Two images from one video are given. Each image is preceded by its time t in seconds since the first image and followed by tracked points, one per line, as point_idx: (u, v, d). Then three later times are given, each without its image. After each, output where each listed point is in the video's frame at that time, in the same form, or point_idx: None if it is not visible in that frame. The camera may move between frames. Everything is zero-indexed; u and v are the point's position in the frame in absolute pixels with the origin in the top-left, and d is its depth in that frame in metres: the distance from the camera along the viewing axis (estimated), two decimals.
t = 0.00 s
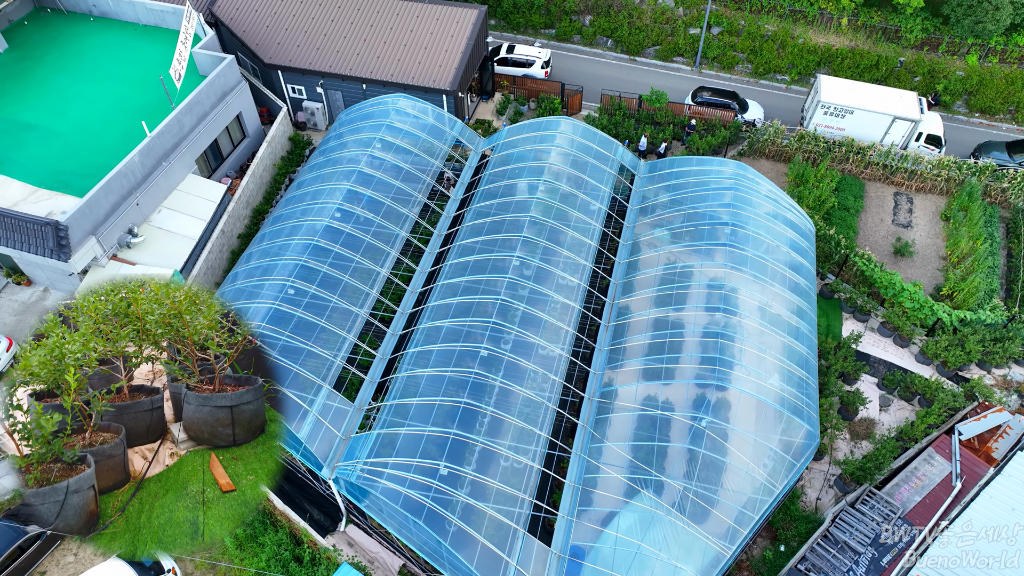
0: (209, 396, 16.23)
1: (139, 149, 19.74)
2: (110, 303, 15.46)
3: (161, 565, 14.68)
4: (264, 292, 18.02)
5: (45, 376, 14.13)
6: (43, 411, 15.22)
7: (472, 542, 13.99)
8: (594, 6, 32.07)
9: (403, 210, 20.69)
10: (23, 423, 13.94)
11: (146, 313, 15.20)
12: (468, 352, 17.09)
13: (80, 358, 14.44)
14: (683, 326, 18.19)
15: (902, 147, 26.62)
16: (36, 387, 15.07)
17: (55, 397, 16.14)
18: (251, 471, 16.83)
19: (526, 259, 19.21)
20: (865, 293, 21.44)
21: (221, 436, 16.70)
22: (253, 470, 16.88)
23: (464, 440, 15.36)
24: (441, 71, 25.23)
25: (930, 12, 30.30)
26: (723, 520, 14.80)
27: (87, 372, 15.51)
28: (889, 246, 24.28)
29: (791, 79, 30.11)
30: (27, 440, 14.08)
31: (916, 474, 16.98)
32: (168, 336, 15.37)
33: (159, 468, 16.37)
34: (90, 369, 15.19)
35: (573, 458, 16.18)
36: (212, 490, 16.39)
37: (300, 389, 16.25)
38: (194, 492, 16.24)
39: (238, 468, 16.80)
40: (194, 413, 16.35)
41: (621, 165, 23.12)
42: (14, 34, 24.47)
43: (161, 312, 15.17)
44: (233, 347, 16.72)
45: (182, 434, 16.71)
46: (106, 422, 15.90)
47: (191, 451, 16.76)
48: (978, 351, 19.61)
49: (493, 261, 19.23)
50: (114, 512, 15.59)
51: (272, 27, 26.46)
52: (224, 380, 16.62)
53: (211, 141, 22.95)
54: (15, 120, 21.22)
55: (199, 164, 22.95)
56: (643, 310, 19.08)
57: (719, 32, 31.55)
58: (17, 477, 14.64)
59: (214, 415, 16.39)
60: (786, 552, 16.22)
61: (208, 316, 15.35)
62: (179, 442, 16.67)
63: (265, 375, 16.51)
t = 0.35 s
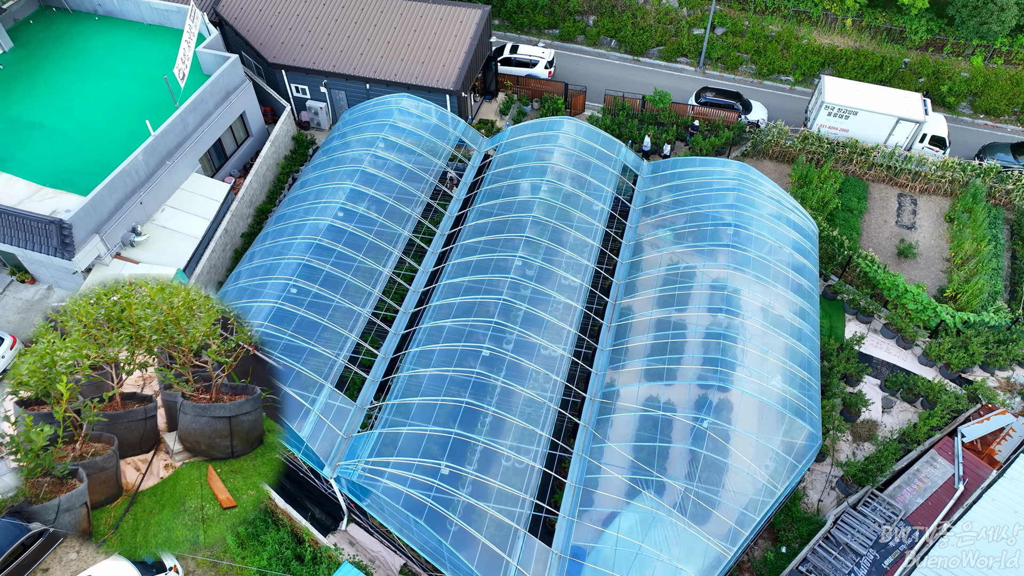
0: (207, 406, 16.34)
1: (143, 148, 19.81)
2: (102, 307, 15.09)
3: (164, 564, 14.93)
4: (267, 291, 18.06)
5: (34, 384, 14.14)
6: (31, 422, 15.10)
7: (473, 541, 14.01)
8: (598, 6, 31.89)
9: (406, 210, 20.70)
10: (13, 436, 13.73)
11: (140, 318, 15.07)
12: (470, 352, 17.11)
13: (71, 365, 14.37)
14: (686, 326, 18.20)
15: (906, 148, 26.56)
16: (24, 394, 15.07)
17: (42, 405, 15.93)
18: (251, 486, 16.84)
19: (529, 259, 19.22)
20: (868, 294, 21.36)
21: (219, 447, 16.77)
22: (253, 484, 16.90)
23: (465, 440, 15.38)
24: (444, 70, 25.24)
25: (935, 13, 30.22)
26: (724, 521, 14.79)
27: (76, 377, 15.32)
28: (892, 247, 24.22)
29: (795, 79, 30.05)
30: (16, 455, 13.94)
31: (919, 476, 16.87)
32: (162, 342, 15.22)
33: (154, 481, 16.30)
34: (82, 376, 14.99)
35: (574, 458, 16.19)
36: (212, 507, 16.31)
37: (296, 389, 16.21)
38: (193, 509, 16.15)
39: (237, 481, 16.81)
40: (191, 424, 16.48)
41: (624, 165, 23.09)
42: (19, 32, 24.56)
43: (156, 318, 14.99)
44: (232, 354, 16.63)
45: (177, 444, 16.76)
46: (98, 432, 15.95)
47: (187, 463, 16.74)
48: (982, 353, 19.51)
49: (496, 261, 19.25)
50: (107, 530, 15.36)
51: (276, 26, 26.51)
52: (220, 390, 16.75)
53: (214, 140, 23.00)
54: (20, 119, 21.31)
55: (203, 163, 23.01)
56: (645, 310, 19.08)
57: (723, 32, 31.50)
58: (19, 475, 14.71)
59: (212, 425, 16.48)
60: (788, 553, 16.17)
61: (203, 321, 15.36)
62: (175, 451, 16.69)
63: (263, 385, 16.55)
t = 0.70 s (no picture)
0: (175, 423, 16.07)
1: (145, 146, 19.88)
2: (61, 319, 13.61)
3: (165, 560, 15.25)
4: (269, 289, 18.10)
5: None
6: None
7: (472, 540, 14.03)
8: (601, 6, 31.95)
9: (408, 209, 20.72)
10: None
11: (103, 332, 13.69)
12: (470, 351, 17.13)
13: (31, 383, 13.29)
14: (686, 326, 18.18)
15: (909, 149, 26.50)
16: None
17: None
18: (224, 504, 16.47)
19: (530, 258, 19.22)
20: (870, 295, 21.29)
21: (187, 464, 16.33)
22: (226, 502, 16.52)
23: (465, 438, 15.41)
24: (447, 69, 25.25)
25: (939, 14, 30.15)
26: (724, 521, 14.78)
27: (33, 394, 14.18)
28: (895, 248, 24.17)
29: (799, 79, 29.99)
30: None
31: (919, 477, 16.84)
32: (126, 358, 13.89)
33: (120, 502, 15.80)
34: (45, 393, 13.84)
35: (574, 457, 16.20)
36: (184, 528, 15.87)
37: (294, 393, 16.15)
38: (165, 531, 15.69)
39: (207, 499, 16.35)
40: (158, 441, 16.13)
41: (626, 165, 23.06)
42: (24, 30, 24.65)
43: (120, 333, 13.72)
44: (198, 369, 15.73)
45: (143, 463, 16.20)
46: (59, 453, 15.40)
47: (156, 480, 16.13)
48: (984, 354, 19.43)
49: (496, 260, 19.26)
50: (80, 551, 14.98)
51: (279, 25, 26.56)
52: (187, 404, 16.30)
53: (217, 138, 23.06)
54: (24, 116, 21.40)
55: (206, 161, 23.08)
56: (646, 310, 19.08)
57: (726, 32, 31.47)
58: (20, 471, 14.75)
59: (180, 442, 16.26)
60: (788, 553, 16.15)
61: (173, 334, 14.24)
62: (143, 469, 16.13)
63: (228, 399, 16.76)
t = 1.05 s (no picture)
0: (128, 432, 12.72)
1: (146, 143, 19.94)
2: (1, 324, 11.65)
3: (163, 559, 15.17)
4: (268, 286, 18.13)
5: None
6: None
7: (468, 537, 14.05)
8: (602, 5, 31.94)
9: (407, 207, 20.74)
10: None
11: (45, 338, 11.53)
12: (468, 349, 17.17)
13: None
14: (684, 326, 18.17)
15: (910, 149, 26.45)
16: None
17: None
18: (184, 514, 13.73)
19: (529, 257, 19.21)
20: (870, 295, 21.24)
21: (144, 476, 13.16)
22: (187, 512, 13.77)
23: (462, 436, 15.43)
24: (447, 68, 25.25)
25: (941, 14, 30.09)
26: (721, 521, 14.78)
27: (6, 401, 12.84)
28: (895, 248, 24.12)
29: (800, 79, 29.93)
30: None
31: (917, 478, 16.84)
32: (71, 368, 11.60)
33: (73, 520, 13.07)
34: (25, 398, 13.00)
35: (570, 455, 16.21)
36: (146, 541, 13.54)
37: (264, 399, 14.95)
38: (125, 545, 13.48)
39: (167, 509, 13.55)
40: (110, 453, 12.78)
41: (625, 165, 23.03)
42: (26, 28, 24.72)
43: (64, 339, 11.52)
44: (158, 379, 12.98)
45: (97, 477, 12.95)
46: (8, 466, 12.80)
47: (111, 492, 13.11)
48: (983, 355, 19.39)
49: (495, 259, 19.26)
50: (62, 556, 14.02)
51: (280, 23, 26.59)
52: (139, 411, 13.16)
53: (217, 136, 23.12)
54: (26, 113, 21.47)
55: (206, 159, 23.15)
56: (644, 309, 19.07)
57: (727, 32, 31.43)
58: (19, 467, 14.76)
59: (136, 453, 12.99)
60: (784, 553, 16.14)
61: (123, 341, 11.85)
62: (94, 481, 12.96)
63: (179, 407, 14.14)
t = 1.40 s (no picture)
0: (85, 441, 12.80)
1: (139, 141, 19.96)
2: None
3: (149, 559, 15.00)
4: (259, 284, 18.13)
5: None
6: None
7: (454, 536, 14.05)
8: (599, 5, 31.88)
9: (400, 205, 20.73)
10: None
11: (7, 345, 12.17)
12: (458, 347, 17.17)
13: None
14: (675, 326, 18.14)
15: (905, 150, 26.42)
16: None
17: None
18: (146, 525, 14.47)
19: (521, 256, 19.19)
20: (863, 296, 21.18)
21: (101, 485, 13.59)
22: (149, 522, 14.48)
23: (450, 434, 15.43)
24: (442, 67, 25.22)
25: (938, 15, 30.01)
26: (709, 521, 14.76)
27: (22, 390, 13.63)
28: (889, 249, 24.08)
29: (797, 80, 29.86)
30: None
31: (908, 479, 16.84)
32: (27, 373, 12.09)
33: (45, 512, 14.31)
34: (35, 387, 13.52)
35: (559, 454, 16.19)
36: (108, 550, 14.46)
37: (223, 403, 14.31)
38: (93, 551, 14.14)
39: (127, 520, 14.32)
40: (65, 463, 12.95)
41: (619, 164, 22.97)
42: (23, 25, 24.77)
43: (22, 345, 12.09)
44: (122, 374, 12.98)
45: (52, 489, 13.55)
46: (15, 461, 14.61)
47: (68, 506, 14.24)
48: (976, 356, 19.34)
49: (486, 257, 19.23)
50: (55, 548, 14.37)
51: (275, 22, 26.59)
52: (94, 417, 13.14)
53: (212, 134, 23.15)
54: (20, 110, 21.50)
55: (200, 157, 23.18)
56: (636, 309, 19.05)
57: (724, 32, 31.39)
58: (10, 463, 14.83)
59: (92, 462, 13.21)
60: (772, 554, 16.11)
61: (74, 345, 12.10)
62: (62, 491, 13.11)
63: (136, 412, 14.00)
